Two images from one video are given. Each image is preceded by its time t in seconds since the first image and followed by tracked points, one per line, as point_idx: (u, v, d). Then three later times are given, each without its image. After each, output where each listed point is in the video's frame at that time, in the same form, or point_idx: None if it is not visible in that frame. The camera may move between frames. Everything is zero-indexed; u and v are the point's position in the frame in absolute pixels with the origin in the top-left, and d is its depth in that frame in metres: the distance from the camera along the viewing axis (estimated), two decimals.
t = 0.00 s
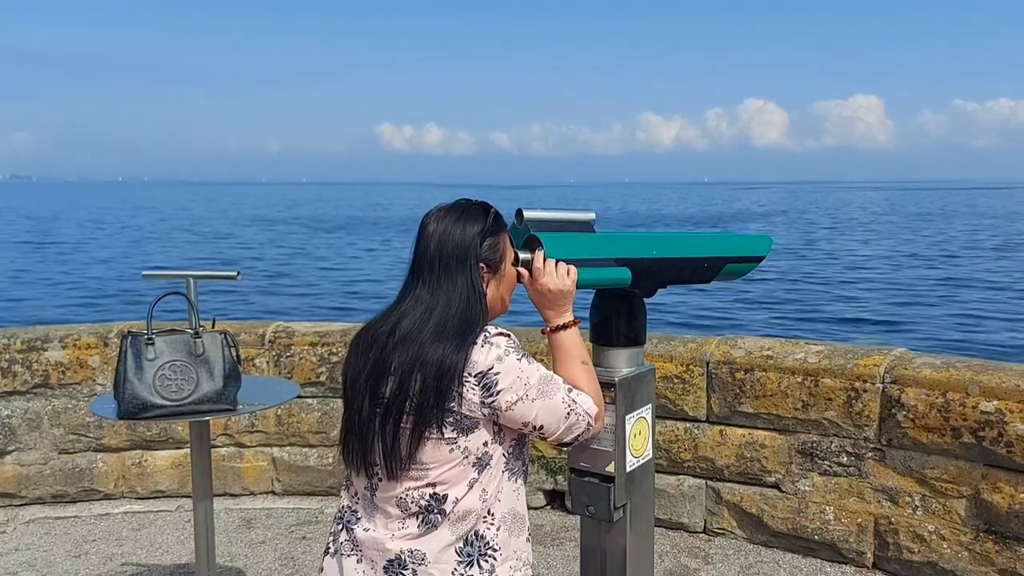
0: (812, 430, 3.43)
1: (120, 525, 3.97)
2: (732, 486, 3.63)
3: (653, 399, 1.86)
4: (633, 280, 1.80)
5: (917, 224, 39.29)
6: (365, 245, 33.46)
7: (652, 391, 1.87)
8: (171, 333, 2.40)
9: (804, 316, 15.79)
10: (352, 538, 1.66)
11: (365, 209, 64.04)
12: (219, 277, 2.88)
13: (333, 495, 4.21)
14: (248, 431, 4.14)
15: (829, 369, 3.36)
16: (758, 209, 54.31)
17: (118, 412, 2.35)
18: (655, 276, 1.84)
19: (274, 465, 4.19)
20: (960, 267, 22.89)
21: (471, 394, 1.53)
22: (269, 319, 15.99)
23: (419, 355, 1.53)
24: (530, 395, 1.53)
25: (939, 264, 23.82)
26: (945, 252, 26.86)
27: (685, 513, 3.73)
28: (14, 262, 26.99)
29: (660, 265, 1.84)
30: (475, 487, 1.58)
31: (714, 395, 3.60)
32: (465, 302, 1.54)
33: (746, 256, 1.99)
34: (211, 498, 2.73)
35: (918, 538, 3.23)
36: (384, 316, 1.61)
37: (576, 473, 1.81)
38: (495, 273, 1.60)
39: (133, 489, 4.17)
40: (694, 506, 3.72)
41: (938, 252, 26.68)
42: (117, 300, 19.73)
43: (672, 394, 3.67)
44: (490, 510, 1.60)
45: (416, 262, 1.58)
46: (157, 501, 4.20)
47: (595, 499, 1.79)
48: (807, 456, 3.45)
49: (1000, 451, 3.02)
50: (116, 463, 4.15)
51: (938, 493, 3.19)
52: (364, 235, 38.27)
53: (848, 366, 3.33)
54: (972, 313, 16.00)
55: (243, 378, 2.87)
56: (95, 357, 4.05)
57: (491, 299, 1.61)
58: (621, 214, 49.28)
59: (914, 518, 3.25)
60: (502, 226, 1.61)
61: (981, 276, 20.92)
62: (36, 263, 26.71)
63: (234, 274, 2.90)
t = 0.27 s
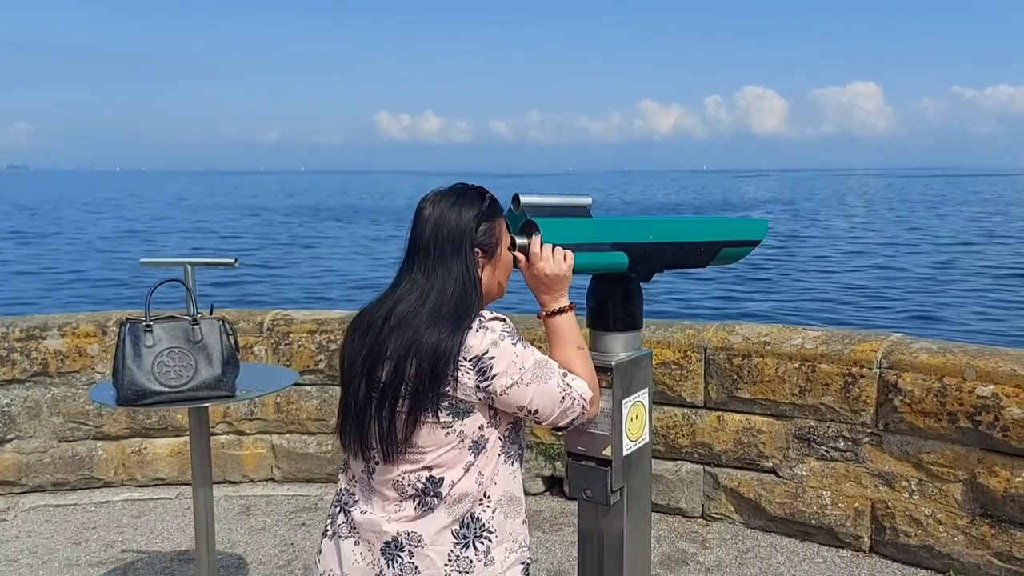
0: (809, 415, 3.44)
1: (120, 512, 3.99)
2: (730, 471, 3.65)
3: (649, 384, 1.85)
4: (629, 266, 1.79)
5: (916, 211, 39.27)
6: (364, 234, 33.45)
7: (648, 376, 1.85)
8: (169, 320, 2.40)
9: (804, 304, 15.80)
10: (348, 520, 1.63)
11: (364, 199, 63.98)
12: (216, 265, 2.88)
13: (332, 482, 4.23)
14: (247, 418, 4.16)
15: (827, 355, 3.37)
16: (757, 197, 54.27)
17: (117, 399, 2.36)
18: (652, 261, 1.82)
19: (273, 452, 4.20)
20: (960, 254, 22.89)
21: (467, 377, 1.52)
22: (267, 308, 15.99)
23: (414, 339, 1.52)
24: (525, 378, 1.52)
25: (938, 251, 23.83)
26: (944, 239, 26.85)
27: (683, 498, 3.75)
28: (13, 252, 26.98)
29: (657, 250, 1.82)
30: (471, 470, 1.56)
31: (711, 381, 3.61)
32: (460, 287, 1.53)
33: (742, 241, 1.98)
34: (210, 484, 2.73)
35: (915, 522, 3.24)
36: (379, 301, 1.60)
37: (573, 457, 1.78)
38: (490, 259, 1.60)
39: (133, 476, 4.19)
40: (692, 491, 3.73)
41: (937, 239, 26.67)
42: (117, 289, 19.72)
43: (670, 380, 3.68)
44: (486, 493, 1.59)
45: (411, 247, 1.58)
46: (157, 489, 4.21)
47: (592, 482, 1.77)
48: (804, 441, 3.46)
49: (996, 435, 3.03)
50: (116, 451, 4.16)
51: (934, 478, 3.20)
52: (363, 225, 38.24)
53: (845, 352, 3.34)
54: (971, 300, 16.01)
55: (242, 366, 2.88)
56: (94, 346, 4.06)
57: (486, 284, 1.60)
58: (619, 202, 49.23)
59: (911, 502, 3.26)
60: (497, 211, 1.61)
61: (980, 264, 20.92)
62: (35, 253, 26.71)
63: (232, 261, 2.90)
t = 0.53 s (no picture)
0: (807, 393, 3.46)
1: (121, 491, 4.02)
2: (727, 449, 3.67)
3: (646, 360, 1.85)
4: (624, 242, 1.78)
5: (918, 193, 39.15)
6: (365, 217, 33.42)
7: (645, 352, 1.85)
8: (168, 299, 2.40)
9: (805, 286, 15.79)
10: (347, 495, 1.63)
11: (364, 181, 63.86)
12: (215, 244, 2.88)
13: (333, 462, 4.25)
14: (248, 398, 4.17)
15: (825, 334, 3.38)
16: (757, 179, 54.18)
17: (117, 377, 2.36)
18: (647, 237, 1.82)
19: (273, 432, 4.22)
20: (961, 235, 22.85)
21: (465, 353, 1.52)
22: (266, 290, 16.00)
23: (412, 315, 1.52)
24: (522, 353, 1.52)
25: (940, 232, 23.78)
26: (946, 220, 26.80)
27: (681, 477, 3.77)
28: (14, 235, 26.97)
29: (653, 226, 1.81)
30: (469, 445, 1.56)
31: (709, 360, 3.62)
32: (458, 263, 1.53)
33: (738, 217, 1.97)
34: (211, 462, 2.74)
35: (911, 499, 3.27)
36: (377, 278, 1.60)
37: (569, 433, 1.79)
38: (487, 235, 1.60)
39: (134, 456, 4.21)
40: (690, 469, 3.75)
41: (939, 221, 26.62)
42: (118, 271, 19.73)
43: (668, 359, 3.69)
44: (483, 468, 1.59)
45: (408, 223, 1.57)
46: (158, 468, 4.24)
47: (588, 458, 1.76)
48: (802, 419, 3.48)
49: (992, 412, 3.04)
50: (117, 431, 4.18)
51: (931, 455, 3.22)
52: (363, 207, 38.19)
53: (843, 331, 3.35)
54: (973, 282, 16.00)
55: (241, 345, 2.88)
56: (94, 326, 4.07)
57: (483, 261, 1.60)
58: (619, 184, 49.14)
59: (907, 479, 3.28)
60: (493, 187, 1.60)
61: (982, 245, 20.89)
62: (36, 236, 26.70)
63: (230, 240, 2.90)
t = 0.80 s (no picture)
0: (801, 376, 3.49)
1: (122, 472, 4.06)
2: (722, 431, 3.71)
3: (637, 340, 1.87)
4: (615, 223, 1.80)
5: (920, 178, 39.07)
6: (366, 202, 33.41)
7: (636, 332, 1.88)
8: (166, 280, 2.43)
9: (806, 272, 15.81)
10: (344, 471, 1.65)
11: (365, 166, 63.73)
12: (213, 227, 2.90)
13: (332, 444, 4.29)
14: (247, 381, 4.21)
15: (819, 317, 3.41)
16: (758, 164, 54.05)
17: (117, 357, 2.39)
18: (637, 219, 1.83)
19: (273, 414, 4.26)
20: (963, 221, 22.83)
21: (458, 330, 1.54)
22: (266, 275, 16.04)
23: (407, 293, 1.54)
24: (514, 330, 1.54)
25: (941, 218, 23.76)
26: (948, 206, 26.77)
27: (676, 459, 3.81)
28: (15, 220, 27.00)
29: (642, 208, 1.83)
30: (463, 421, 1.58)
31: (705, 343, 3.65)
32: (450, 241, 1.55)
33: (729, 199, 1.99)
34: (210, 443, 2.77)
35: (903, 480, 3.30)
36: (372, 257, 1.62)
37: (560, 411, 1.81)
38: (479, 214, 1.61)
39: (135, 438, 4.25)
40: (685, 451, 3.79)
41: (940, 207, 26.59)
42: (119, 257, 19.77)
43: (664, 342, 3.72)
44: (477, 444, 1.61)
45: (402, 203, 1.59)
46: (159, 450, 4.28)
47: (579, 436, 1.79)
48: (796, 402, 3.51)
49: (983, 394, 3.07)
50: (118, 413, 4.22)
51: (923, 437, 3.25)
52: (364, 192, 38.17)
53: (837, 314, 3.38)
54: (973, 268, 16.00)
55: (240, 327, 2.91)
56: (94, 309, 4.10)
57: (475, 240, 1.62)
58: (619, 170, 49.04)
59: (899, 460, 3.32)
60: (486, 167, 1.62)
61: (983, 231, 20.87)
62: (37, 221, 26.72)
63: (228, 223, 2.92)
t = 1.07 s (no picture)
0: (795, 358, 3.52)
1: (123, 456, 4.09)
2: (717, 414, 3.74)
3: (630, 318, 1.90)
4: (606, 202, 1.82)
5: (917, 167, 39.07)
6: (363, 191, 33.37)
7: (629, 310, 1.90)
8: (166, 262, 2.46)
9: (803, 261, 15.84)
10: (340, 445, 1.68)
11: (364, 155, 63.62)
12: (212, 209, 2.92)
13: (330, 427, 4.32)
14: (246, 364, 4.23)
15: (812, 300, 3.44)
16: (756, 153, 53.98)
17: (117, 338, 2.42)
18: (628, 198, 1.86)
19: (271, 398, 4.29)
20: (961, 210, 22.86)
21: (453, 306, 1.57)
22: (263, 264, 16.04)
23: (403, 269, 1.56)
24: (508, 307, 1.57)
25: (939, 207, 23.78)
26: (946, 194, 26.79)
27: (671, 441, 3.84)
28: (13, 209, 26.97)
29: (634, 187, 1.85)
30: (457, 395, 1.61)
31: (700, 327, 3.68)
32: (445, 218, 1.58)
33: (720, 179, 2.01)
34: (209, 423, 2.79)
35: (895, 461, 3.34)
36: (368, 234, 1.65)
37: (555, 387, 1.84)
38: (474, 192, 1.64)
39: (135, 422, 4.29)
40: (680, 434, 3.83)
41: (939, 195, 26.61)
42: (118, 246, 19.77)
43: (659, 325, 3.75)
44: (471, 418, 1.63)
45: (397, 181, 1.62)
46: (159, 433, 4.31)
47: (573, 412, 1.81)
48: (790, 384, 3.55)
49: (975, 375, 3.11)
50: (117, 398, 4.25)
51: (915, 419, 3.29)
52: (363, 181, 38.12)
53: (831, 297, 3.40)
54: (970, 256, 16.03)
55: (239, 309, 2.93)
56: (93, 294, 4.12)
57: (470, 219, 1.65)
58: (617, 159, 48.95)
59: (891, 442, 3.35)
60: (480, 146, 1.65)
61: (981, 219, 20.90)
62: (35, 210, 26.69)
63: (227, 205, 2.95)
